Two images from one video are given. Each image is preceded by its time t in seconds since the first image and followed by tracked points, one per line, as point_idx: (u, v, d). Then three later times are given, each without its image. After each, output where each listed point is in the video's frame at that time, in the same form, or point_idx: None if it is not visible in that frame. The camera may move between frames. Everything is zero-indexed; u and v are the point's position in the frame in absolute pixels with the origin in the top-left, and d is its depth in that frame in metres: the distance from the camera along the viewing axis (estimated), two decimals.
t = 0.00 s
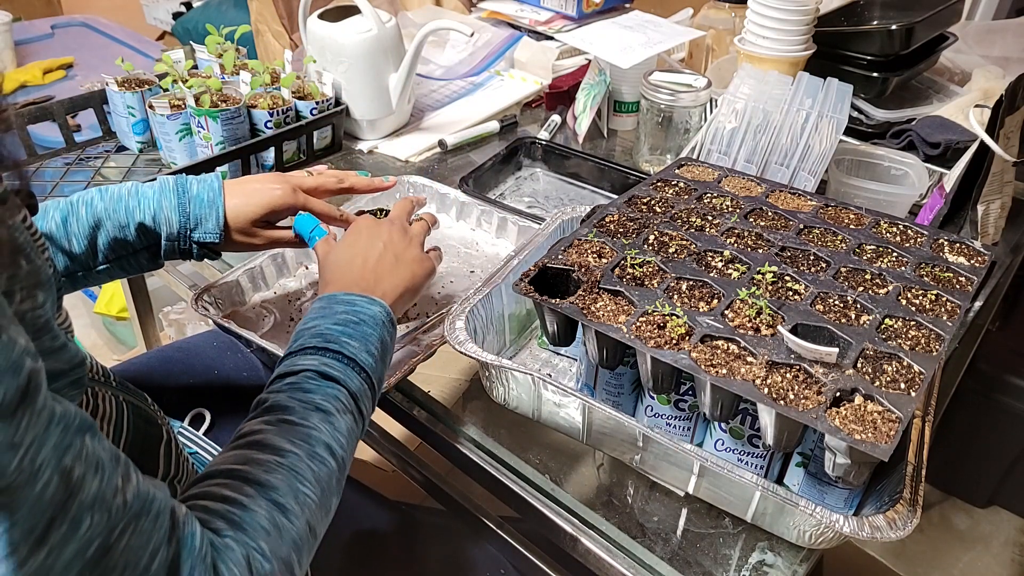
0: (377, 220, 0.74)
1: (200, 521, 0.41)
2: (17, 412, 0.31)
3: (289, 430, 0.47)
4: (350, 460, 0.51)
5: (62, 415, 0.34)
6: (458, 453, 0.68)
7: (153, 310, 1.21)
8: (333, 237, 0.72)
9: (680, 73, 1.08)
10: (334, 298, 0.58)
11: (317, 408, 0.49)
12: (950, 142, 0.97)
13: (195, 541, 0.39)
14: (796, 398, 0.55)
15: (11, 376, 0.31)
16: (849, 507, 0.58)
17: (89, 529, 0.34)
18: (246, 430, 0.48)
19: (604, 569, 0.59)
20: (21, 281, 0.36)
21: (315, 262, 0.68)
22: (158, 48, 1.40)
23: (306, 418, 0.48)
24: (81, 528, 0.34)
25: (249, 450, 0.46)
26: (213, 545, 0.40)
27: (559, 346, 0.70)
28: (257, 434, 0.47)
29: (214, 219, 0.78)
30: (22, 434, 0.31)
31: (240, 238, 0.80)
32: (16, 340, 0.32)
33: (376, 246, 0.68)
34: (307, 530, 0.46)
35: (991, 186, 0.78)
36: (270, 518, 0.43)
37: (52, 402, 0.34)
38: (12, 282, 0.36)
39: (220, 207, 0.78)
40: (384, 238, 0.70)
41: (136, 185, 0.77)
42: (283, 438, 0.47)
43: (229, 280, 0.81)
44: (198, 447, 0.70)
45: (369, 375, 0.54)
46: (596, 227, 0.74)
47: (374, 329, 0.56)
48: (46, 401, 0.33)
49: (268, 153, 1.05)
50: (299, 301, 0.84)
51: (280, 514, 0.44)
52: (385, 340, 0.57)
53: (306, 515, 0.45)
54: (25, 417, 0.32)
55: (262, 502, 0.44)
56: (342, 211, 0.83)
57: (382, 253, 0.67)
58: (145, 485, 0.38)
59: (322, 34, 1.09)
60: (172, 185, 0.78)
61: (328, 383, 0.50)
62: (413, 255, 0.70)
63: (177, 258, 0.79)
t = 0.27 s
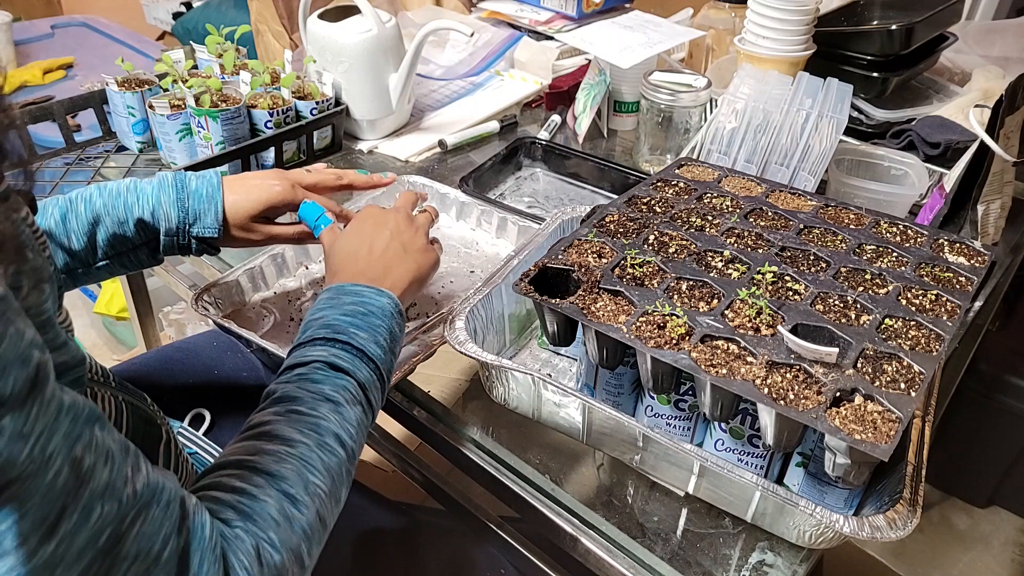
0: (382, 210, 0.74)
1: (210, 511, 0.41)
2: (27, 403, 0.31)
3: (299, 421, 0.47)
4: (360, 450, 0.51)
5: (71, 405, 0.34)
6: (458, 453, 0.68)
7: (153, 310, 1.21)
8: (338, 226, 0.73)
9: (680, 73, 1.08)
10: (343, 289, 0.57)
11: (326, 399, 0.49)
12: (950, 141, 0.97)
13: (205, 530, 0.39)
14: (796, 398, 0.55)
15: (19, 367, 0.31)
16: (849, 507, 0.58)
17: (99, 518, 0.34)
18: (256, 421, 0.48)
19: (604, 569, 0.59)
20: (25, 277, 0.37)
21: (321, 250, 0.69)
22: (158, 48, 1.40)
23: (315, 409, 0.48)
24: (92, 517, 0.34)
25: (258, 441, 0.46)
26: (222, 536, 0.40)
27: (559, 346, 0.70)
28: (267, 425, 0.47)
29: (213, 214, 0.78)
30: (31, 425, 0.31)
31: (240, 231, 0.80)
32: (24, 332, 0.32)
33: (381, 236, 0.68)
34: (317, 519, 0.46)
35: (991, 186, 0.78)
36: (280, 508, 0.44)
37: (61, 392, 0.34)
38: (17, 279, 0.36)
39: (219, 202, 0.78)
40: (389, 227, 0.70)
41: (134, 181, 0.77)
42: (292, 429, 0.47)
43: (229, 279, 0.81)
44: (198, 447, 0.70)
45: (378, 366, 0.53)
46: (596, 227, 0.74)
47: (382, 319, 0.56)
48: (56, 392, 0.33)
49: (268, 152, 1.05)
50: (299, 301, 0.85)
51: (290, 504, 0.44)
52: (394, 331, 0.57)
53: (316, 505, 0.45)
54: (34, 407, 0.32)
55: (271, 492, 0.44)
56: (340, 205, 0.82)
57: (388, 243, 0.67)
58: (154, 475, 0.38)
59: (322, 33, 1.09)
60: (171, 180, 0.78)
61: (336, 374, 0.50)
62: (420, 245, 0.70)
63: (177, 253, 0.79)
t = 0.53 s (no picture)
0: (398, 226, 0.73)
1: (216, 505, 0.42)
2: (29, 401, 0.32)
3: (308, 424, 0.47)
4: (366, 458, 0.50)
5: (74, 401, 0.34)
6: (458, 453, 0.68)
7: (153, 310, 1.21)
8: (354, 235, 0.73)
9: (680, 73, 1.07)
10: (359, 303, 0.57)
11: (336, 406, 0.49)
12: (950, 141, 0.97)
13: (208, 525, 0.39)
14: (796, 398, 0.55)
15: (22, 365, 0.31)
16: (849, 507, 0.58)
17: (102, 513, 0.34)
18: (267, 422, 0.48)
19: (604, 569, 0.59)
20: (29, 276, 0.37)
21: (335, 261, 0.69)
22: (158, 48, 1.40)
23: (324, 414, 0.48)
24: (94, 512, 0.34)
25: (268, 442, 0.46)
26: (227, 529, 0.40)
27: (559, 346, 0.70)
28: (277, 427, 0.47)
29: (222, 209, 0.78)
30: (34, 421, 0.32)
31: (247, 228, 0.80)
32: (26, 331, 0.32)
33: (397, 254, 0.67)
34: (321, 522, 0.46)
35: (991, 186, 0.78)
36: (285, 507, 0.44)
37: (63, 389, 0.34)
38: (20, 278, 0.36)
39: (228, 197, 0.78)
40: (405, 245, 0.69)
41: (143, 177, 0.77)
42: (301, 431, 0.47)
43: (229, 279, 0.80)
44: (199, 447, 0.70)
45: (390, 377, 0.53)
46: (596, 227, 0.74)
47: (396, 332, 0.56)
48: (57, 389, 0.33)
49: (268, 152, 1.05)
50: (298, 301, 0.85)
51: (295, 504, 0.44)
52: (406, 346, 0.56)
53: (320, 507, 0.45)
54: (37, 405, 0.32)
55: (277, 491, 0.44)
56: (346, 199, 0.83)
57: (404, 261, 0.66)
58: (156, 470, 0.38)
59: (322, 33, 1.09)
60: (180, 176, 0.78)
61: (348, 382, 0.50)
62: (434, 263, 0.69)
63: (187, 248, 0.79)
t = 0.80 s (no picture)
0: (396, 226, 0.73)
1: (215, 509, 0.42)
2: (31, 401, 0.32)
3: (307, 427, 0.47)
4: (365, 460, 0.50)
5: (75, 402, 0.34)
6: (458, 453, 0.68)
7: (153, 310, 1.21)
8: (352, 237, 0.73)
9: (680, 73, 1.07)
10: (356, 303, 0.57)
11: (335, 407, 0.49)
12: (950, 142, 0.97)
13: (207, 528, 0.39)
14: (796, 398, 0.55)
15: (24, 364, 0.31)
16: (849, 507, 0.58)
17: (103, 514, 0.34)
18: (265, 425, 0.48)
19: (604, 569, 0.59)
20: (32, 276, 0.37)
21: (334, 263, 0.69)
22: (158, 48, 1.40)
23: (323, 416, 0.48)
24: (96, 513, 0.34)
25: (267, 444, 0.46)
26: (225, 533, 0.40)
27: (559, 346, 0.70)
28: (275, 429, 0.47)
29: (223, 212, 0.77)
30: (37, 422, 0.32)
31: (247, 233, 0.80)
32: (29, 330, 0.32)
33: (394, 253, 0.67)
34: (320, 524, 0.46)
35: (991, 186, 0.78)
36: (284, 510, 0.44)
37: (65, 390, 0.34)
38: (23, 278, 0.36)
39: (228, 200, 0.78)
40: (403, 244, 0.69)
41: (144, 179, 0.77)
42: (300, 434, 0.47)
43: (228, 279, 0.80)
44: (199, 447, 0.70)
45: (388, 378, 0.53)
46: (596, 227, 0.74)
47: (394, 333, 0.56)
48: (59, 389, 0.33)
49: (268, 152, 1.05)
50: (298, 301, 0.85)
51: (294, 506, 0.44)
52: (405, 346, 0.57)
53: (319, 509, 0.45)
54: (39, 405, 0.32)
55: (276, 494, 0.44)
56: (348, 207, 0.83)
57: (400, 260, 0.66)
58: (155, 471, 0.38)
59: (322, 33, 1.09)
60: (181, 178, 0.78)
61: (346, 383, 0.50)
62: (433, 262, 0.69)
63: (187, 250, 0.79)
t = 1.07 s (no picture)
0: (383, 221, 0.73)
1: (192, 539, 0.41)
2: (16, 423, 0.32)
3: (288, 450, 0.47)
4: (346, 483, 0.50)
5: (61, 426, 0.34)
6: (458, 454, 0.68)
7: (153, 310, 1.21)
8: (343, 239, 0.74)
9: (680, 73, 1.07)
10: (341, 317, 0.58)
11: (317, 430, 0.49)
12: (950, 141, 0.97)
13: (186, 558, 0.38)
14: (796, 398, 0.55)
15: (13, 385, 0.32)
16: (849, 506, 0.58)
17: (78, 543, 0.34)
18: (245, 448, 0.47)
19: (604, 569, 0.59)
20: (38, 278, 0.37)
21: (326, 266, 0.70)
22: (158, 47, 1.40)
23: (306, 439, 0.48)
24: (71, 541, 0.33)
25: (246, 469, 0.46)
26: (202, 565, 0.40)
27: (559, 346, 0.70)
28: (256, 453, 0.47)
29: (200, 208, 0.77)
30: (19, 445, 0.32)
31: (228, 226, 0.79)
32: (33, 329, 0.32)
33: (381, 256, 0.68)
34: (299, 552, 0.45)
35: (991, 186, 0.78)
36: (263, 540, 0.43)
37: (52, 414, 0.34)
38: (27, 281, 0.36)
39: (205, 195, 0.78)
40: (390, 246, 0.69)
41: (120, 180, 0.77)
42: (282, 458, 0.46)
43: (229, 279, 0.80)
44: (198, 447, 0.70)
45: (371, 398, 0.54)
46: (596, 228, 0.74)
47: (378, 351, 0.56)
48: (47, 412, 0.33)
49: (268, 152, 1.05)
50: (299, 301, 0.85)
51: (273, 535, 0.44)
52: (389, 363, 0.57)
53: (298, 537, 0.45)
54: (23, 427, 0.32)
55: (256, 523, 0.43)
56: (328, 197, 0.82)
57: (388, 263, 0.67)
58: (137, 500, 0.37)
59: (322, 34, 1.09)
60: (156, 176, 0.78)
61: (329, 404, 0.50)
62: (418, 265, 0.70)
63: (167, 249, 0.79)
